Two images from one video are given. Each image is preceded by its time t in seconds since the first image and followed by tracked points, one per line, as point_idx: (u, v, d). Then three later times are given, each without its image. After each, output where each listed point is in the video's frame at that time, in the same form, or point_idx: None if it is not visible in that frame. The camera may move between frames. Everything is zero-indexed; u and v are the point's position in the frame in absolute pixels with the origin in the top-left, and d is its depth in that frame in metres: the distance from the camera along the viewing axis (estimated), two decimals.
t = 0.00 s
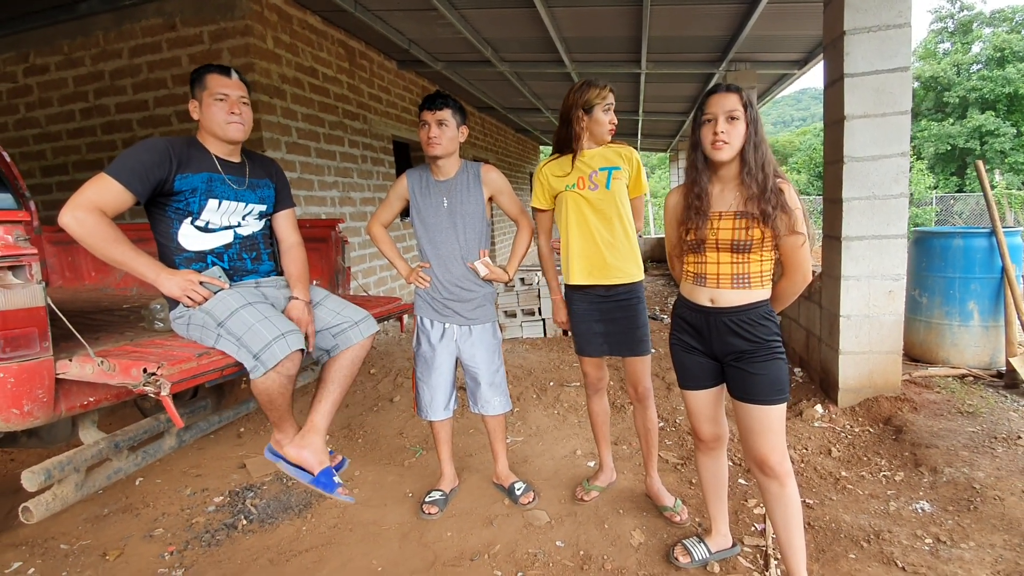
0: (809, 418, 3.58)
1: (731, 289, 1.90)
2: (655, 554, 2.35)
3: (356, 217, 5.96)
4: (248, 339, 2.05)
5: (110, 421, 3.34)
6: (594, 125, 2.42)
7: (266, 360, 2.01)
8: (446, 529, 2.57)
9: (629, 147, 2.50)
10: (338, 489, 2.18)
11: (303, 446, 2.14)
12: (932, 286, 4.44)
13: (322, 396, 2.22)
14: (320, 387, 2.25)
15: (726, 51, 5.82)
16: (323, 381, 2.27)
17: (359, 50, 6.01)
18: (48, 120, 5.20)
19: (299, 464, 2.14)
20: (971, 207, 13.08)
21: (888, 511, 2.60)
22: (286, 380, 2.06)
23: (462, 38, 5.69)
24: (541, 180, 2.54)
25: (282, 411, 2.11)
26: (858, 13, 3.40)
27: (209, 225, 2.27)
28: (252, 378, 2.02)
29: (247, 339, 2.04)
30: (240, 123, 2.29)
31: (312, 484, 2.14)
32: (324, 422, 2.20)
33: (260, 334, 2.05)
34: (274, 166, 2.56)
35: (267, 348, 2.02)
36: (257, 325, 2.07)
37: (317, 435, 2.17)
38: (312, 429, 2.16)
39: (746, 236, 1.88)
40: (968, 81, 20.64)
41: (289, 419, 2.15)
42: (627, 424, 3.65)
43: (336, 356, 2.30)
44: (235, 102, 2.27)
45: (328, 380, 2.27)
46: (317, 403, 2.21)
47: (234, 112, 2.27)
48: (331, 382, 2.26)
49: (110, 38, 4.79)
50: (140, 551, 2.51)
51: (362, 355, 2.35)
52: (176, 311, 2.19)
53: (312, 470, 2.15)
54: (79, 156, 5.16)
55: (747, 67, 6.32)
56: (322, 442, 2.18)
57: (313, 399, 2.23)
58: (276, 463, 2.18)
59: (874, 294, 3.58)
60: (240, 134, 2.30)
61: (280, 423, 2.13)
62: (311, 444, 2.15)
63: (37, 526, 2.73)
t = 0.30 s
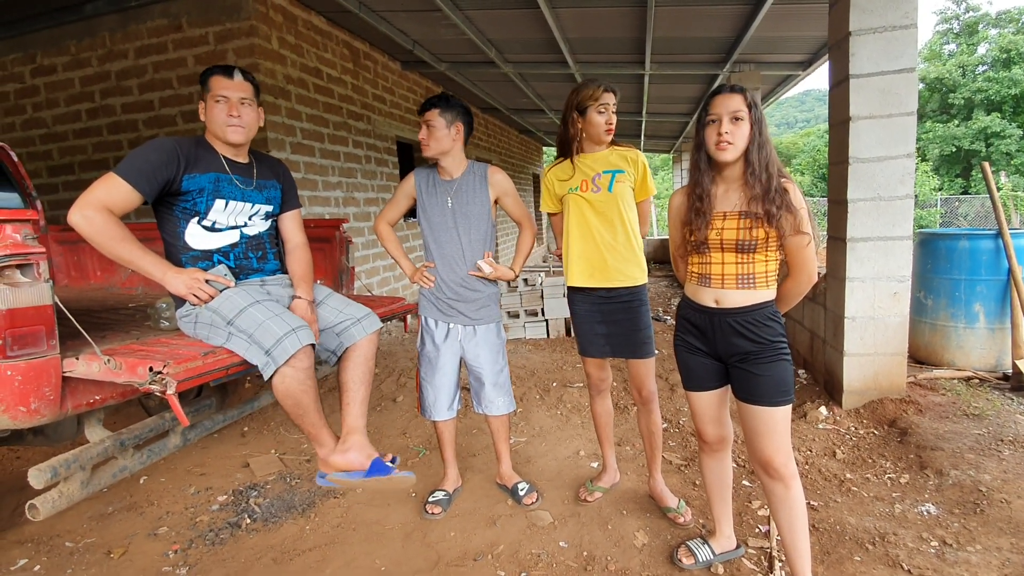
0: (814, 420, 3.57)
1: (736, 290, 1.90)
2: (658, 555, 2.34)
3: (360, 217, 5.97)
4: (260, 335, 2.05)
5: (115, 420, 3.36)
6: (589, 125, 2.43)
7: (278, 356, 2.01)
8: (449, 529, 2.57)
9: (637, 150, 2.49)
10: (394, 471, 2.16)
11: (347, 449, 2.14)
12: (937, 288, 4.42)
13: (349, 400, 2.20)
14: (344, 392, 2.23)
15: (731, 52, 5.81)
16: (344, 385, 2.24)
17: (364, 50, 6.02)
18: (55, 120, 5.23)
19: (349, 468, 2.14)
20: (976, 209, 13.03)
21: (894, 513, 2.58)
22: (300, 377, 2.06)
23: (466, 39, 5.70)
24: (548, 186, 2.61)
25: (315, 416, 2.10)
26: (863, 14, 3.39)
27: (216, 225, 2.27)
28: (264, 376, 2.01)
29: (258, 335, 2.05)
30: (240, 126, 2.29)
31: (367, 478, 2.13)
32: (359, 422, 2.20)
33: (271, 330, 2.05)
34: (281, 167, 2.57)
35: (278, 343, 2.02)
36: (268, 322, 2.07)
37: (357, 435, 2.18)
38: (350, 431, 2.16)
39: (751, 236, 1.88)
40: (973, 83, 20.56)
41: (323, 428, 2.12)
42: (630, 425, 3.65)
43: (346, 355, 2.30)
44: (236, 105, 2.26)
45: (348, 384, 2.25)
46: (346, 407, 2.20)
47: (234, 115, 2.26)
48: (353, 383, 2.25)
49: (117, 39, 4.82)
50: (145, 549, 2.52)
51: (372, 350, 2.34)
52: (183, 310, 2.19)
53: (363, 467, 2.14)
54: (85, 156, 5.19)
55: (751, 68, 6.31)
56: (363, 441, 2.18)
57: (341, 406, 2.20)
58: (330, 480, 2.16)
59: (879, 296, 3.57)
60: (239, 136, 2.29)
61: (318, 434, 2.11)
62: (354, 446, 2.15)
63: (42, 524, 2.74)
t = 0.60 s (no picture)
0: (814, 424, 3.56)
1: (735, 294, 1.89)
2: (657, 560, 2.33)
3: (360, 219, 5.97)
4: (259, 338, 2.05)
5: (114, 422, 3.36)
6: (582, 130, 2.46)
7: (277, 359, 2.01)
8: (448, 532, 2.56)
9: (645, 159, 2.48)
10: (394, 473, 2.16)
11: (346, 451, 2.13)
12: (938, 291, 4.41)
13: (348, 401, 2.21)
14: (344, 393, 2.24)
15: (731, 55, 5.81)
16: (344, 386, 2.26)
17: (365, 53, 6.03)
18: (56, 122, 5.24)
19: (347, 469, 2.13)
20: (978, 212, 13.02)
21: (895, 518, 2.57)
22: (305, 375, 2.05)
23: (467, 41, 5.70)
24: (553, 191, 2.61)
25: (315, 418, 2.10)
26: (863, 17, 3.39)
27: (215, 228, 2.27)
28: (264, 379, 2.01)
29: (258, 339, 2.04)
30: (219, 130, 2.22)
31: (367, 480, 2.12)
32: (358, 425, 2.19)
33: (270, 333, 2.05)
34: (281, 169, 2.57)
35: (278, 346, 2.02)
36: (267, 324, 2.07)
37: (356, 438, 2.17)
38: (349, 433, 2.16)
39: (750, 240, 1.87)
40: (975, 85, 20.55)
41: (323, 430, 2.13)
42: (630, 429, 3.64)
43: (345, 358, 2.31)
44: (218, 109, 2.21)
45: (348, 386, 2.25)
46: (346, 410, 2.20)
47: (216, 120, 2.21)
48: (353, 386, 2.25)
49: (118, 41, 4.82)
50: (143, 552, 2.51)
51: (372, 351, 2.35)
52: (182, 312, 2.19)
53: (362, 469, 2.13)
54: (86, 158, 5.20)
55: (752, 71, 6.31)
56: (362, 443, 2.18)
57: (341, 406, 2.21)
58: (328, 481, 2.16)
59: (879, 299, 3.56)
60: (217, 141, 2.23)
61: (316, 435, 2.11)
62: (353, 448, 2.14)
63: (41, 526, 2.73)
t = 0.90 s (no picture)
0: (811, 427, 3.56)
1: (729, 298, 1.90)
2: (653, 563, 2.34)
3: (359, 222, 5.98)
4: (249, 344, 2.05)
5: (111, 426, 3.36)
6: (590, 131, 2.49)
7: (266, 366, 2.02)
8: (444, 536, 2.56)
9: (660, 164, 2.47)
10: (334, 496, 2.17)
11: (300, 451, 2.14)
12: (935, 294, 4.42)
13: (323, 401, 2.22)
14: (321, 392, 2.25)
15: (729, 59, 5.83)
16: (323, 387, 2.27)
17: (364, 56, 6.05)
18: (55, 125, 5.24)
19: (296, 469, 2.14)
20: (976, 215, 13.03)
21: (890, 522, 2.58)
22: (281, 387, 2.08)
23: (465, 45, 5.72)
24: (566, 192, 2.66)
25: (282, 416, 2.12)
26: (859, 22, 3.40)
27: (208, 232, 2.26)
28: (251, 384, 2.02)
29: (247, 344, 2.05)
30: (201, 134, 2.19)
31: (308, 490, 2.13)
32: (321, 428, 2.20)
33: (260, 340, 2.05)
34: (280, 171, 2.55)
35: (267, 353, 2.03)
36: (258, 330, 2.07)
37: (314, 441, 2.17)
38: (309, 434, 2.16)
39: (744, 245, 1.88)
40: (974, 88, 20.60)
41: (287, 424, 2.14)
42: (627, 432, 3.64)
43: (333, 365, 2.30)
44: (198, 112, 2.18)
45: (327, 386, 2.27)
46: (317, 408, 2.21)
47: (196, 123, 2.18)
48: (332, 390, 2.26)
49: (117, 44, 4.84)
50: (140, 555, 2.51)
51: (365, 359, 2.35)
52: (178, 315, 2.20)
53: (309, 475, 2.13)
54: (85, 161, 5.21)
55: (750, 74, 6.33)
56: (319, 447, 2.18)
57: (314, 404, 2.23)
58: (273, 466, 2.16)
59: (876, 303, 3.57)
60: (201, 146, 2.20)
61: (280, 427, 2.12)
62: (308, 450, 2.15)
63: (38, 529, 2.74)
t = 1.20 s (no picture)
0: (808, 430, 3.57)
1: (725, 302, 1.91)
2: (651, 567, 2.34)
3: (357, 226, 5.98)
4: (255, 345, 2.06)
5: (107, 430, 3.35)
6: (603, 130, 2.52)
7: (273, 366, 2.02)
8: (442, 540, 2.56)
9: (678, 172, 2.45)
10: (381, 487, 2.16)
11: (335, 459, 2.15)
12: (931, 297, 4.44)
13: (343, 407, 2.22)
14: (338, 400, 2.24)
15: (726, 63, 5.86)
16: (338, 394, 2.26)
17: (362, 60, 6.06)
18: (52, 128, 5.24)
19: (335, 477, 2.15)
20: (972, 218, 13.08)
21: (887, 525, 2.58)
22: (298, 382, 2.06)
23: (463, 49, 5.74)
24: (585, 190, 2.71)
25: (304, 426, 2.11)
26: (854, 28, 3.43)
27: (197, 236, 2.23)
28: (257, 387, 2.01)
29: (253, 346, 2.05)
30: (177, 140, 2.15)
31: (353, 490, 2.13)
32: (348, 432, 2.20)
33: (267, 340, 2.06)
34: (277, 168, 2.48)
35: (273, 354, 2.03)
36: (263, 332, 2.08)
37: (346, 446, 2.18)
38: (339, 441, 2.17)
39: (738, 250, 1.89)
40: (969, 92, 20.71)
41: (311, 436, 2.14)
42: (625, 435, 3.65)
43: (342, 365, 2.31)
44: (171, 119, 2.14)
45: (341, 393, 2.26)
46: (339, 416, 2.21)
47: (169, 130, 2.14)
48: (348, 394, 2.26)
49: (115, 48, 4.83)
50: (137, 560, 2.50)
51: (369, 360, 2.35)
52: (176, 319, 2.20)
53: (351, 478, 2.15)
54: (82, 165, 5.20)
55: (746, 79, 6.36)
56: (351, 451, 2.19)
57: (334, 413, 2.21)
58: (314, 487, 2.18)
59: (872, 306, 3.58)
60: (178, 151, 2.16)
61: (304, 441, 2.12)
62: (342, 456, 2.16)
63: (33, 534, 2.73)
